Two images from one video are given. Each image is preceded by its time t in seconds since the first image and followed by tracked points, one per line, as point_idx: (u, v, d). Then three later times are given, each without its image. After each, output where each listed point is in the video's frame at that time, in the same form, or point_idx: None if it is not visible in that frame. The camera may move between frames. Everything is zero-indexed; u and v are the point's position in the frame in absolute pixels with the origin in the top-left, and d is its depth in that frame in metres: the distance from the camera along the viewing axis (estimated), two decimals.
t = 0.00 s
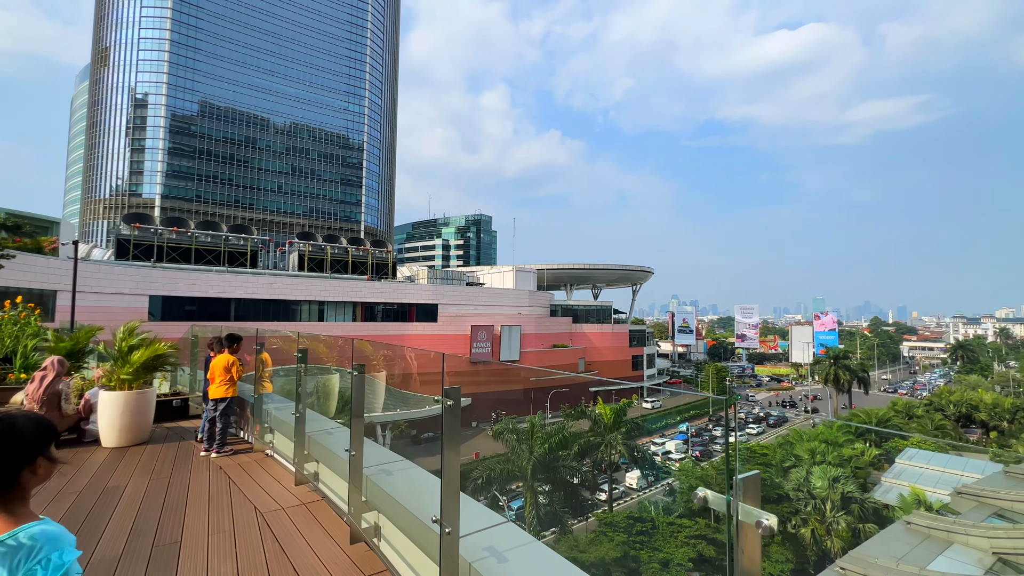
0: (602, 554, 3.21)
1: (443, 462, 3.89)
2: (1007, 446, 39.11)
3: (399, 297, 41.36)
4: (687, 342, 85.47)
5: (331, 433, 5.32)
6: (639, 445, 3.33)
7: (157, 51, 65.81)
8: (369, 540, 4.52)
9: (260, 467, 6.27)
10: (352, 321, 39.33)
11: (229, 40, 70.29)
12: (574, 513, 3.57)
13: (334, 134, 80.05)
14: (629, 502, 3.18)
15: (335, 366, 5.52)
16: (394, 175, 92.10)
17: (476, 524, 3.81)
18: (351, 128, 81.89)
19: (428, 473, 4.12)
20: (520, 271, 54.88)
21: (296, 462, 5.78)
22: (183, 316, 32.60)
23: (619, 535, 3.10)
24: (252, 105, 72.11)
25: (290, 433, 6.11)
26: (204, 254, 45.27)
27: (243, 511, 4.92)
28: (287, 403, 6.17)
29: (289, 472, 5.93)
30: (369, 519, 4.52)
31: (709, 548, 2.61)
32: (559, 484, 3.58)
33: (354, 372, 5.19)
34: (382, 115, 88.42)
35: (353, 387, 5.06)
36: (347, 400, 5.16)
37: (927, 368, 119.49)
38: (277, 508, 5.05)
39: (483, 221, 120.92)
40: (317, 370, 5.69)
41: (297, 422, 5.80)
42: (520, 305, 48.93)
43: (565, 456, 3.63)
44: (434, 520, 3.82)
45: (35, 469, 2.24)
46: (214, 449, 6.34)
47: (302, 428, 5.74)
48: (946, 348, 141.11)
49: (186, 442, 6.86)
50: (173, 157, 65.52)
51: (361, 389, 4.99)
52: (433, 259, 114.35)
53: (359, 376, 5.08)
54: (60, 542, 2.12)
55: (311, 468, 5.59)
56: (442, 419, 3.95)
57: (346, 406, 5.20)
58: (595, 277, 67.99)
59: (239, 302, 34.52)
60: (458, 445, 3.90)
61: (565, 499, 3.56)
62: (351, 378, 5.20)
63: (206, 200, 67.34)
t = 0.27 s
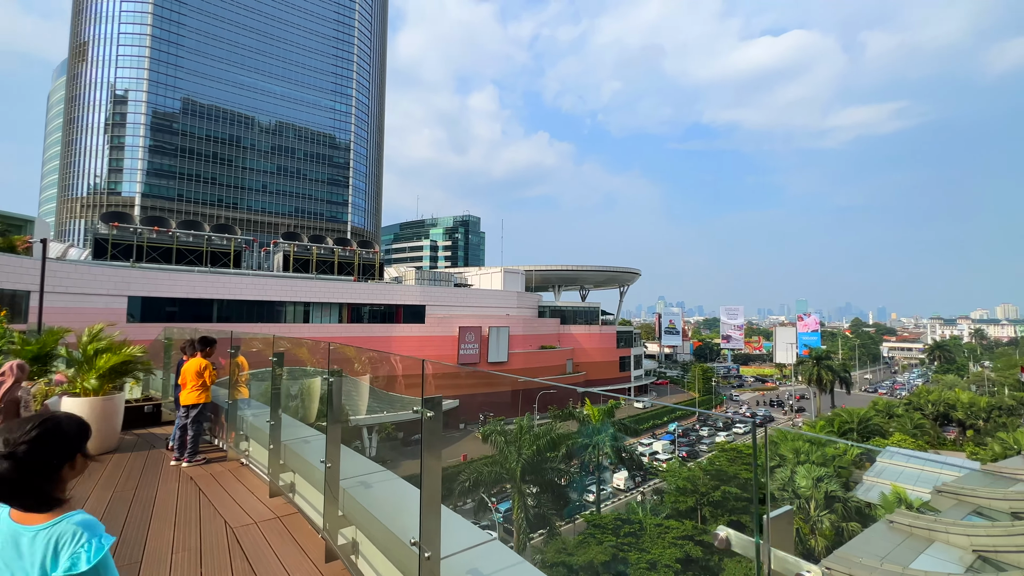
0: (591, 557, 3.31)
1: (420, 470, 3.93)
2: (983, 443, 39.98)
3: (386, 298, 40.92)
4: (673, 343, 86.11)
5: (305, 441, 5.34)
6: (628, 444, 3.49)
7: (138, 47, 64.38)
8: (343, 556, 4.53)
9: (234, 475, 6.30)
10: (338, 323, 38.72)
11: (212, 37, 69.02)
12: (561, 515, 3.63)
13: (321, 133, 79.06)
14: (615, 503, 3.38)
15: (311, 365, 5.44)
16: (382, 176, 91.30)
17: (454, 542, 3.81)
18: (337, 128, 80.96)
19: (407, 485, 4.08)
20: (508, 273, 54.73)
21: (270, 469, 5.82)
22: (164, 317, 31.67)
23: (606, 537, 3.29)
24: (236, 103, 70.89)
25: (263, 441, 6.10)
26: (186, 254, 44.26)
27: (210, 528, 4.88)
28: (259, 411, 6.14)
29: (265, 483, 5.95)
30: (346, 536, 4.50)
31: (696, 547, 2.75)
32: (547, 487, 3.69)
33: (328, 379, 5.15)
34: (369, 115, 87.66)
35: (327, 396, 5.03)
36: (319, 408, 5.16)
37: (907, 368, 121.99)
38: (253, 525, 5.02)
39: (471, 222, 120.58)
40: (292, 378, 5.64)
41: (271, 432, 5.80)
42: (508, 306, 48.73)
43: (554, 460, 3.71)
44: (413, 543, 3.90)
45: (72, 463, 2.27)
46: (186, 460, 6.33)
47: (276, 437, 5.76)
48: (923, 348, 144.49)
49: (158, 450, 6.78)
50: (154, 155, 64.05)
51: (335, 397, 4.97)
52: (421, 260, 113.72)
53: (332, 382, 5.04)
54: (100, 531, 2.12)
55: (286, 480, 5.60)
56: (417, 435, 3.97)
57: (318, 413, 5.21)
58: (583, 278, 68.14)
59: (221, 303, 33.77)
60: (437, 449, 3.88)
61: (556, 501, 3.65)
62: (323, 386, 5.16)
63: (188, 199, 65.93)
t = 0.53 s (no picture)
0: (579, 559, 3.74)
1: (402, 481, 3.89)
2: (962, 441, 40.82)
3: (374, 299, 40.48)
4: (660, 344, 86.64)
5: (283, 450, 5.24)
6: (617, 449, 3.82)
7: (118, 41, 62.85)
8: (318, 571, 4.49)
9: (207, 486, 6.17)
10: (325, 324, 38.15)
11: (195, 33, 67.76)
12: (549, 516, 4.00)
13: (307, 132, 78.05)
14: (602, 506, 3.80)
15: (290, 364, 5.29)
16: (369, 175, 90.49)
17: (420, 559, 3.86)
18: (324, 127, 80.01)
19: (390, 499, 4.01)
20: (496, 274, 54.52)
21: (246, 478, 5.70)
22: (144, 318, 30.84)
23: (592, 540, 3.75)
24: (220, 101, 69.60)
25: (239, 450, 5.95)
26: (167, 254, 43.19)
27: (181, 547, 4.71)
28: (234, 419, 5.99)
29: (239, 494, 5.82)
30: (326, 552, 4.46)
31: (682, 549, 3.22)
32: (534, 489, 4.12)
33: (306, 387, 5.03)
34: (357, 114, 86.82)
35: (304, 404, 4.90)
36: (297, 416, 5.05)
37: (887, 368, 124.33)
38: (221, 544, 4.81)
39: (460, 223, 120.15)
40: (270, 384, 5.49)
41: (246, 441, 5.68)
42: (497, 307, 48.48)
43: (538, 465, 4.13)
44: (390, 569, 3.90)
45: (91, 448, 2.57)
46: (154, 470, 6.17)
47: (252, 446, 5.64)
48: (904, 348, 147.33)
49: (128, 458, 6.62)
50: (135, 153, 62.49)
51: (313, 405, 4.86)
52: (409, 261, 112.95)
53: (311, 390, 4.92)
54: (125, 500, 2.44)
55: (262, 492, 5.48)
56: (401, 449, 3.93)
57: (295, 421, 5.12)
58: (572, 279, 68.20)
59: (204, 304, 33.04)
60: (420, 456, 3.90)
61: (540, 502, 4.06)
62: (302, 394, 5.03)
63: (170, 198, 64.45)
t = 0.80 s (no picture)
0: (570, 562, 3.58)
1: (380, 487, 4.07)
2: (940, 439, 41.68)
3: (361, 300, 40.01)
4: (648, 345, 87.11)
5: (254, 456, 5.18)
6: (606, 447, 3.60)
7: (98, 35, 61.31)
8: None
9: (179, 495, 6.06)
10: (311, 325, 37.56)
11: (178, 28, 66.52)
12: (540, 518, 3.94)
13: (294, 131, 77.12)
14: (592, 506, 3.66)
15: (268, 366, 5.15)
16: (357, 175, 89.62)
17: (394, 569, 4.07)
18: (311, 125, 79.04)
19: (369, 509, 4.18)
20: (485, 275, 54.33)
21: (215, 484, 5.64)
22: (123, 319, 30.02)
23: (581, 541, 3.59)
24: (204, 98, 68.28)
25: (210, 456, 5.85)
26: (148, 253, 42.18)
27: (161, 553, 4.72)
28: (204, 425, 5.88)
29: (211, 504, 5.74)
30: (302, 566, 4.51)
31: (671, 549, 3.12)
32: (525, 490, 4.04)
33: (281, 391, 5.00)
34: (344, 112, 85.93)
35: (281, 410, 4.88)
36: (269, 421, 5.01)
37: (869, 368, 126.60)
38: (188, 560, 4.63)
39: (448, 224, 119.71)
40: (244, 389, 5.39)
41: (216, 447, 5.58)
42: (485, 308, 48.22)
43: (532, 462, 4.01)
44: None
45: (106, 447, 2.75)
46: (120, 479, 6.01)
47: (223, 454, 5.56)
48: (884, 348, 150.22)
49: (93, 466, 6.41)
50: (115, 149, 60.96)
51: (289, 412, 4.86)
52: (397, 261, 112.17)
53: (289, 395, 4.87)
54: (133, 500, 2.58)
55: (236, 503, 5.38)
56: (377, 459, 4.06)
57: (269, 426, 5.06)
58: (561, 280, 68.24)
59: (186, 304, 32.33)
60: (401, 462, 4.06)
61: (531, 502, 4.00)
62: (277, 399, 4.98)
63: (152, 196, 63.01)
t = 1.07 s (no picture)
0: (557, 565, 3.36)
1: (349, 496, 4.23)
2: (920, 437, 42.56)
3: (348, 300, 39.49)
4: (636, 345, 87.58)
5: (218, 463, 5.24)
6: (592, 446, 3.25)
7: (76, 29, 59.59)
8: None
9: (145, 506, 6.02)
10: (297, 325, 36.98)
11: (161, 23, 65.10)
12: (528, 519, 3.58)
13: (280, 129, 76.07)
14: (580, 507, 3.38)
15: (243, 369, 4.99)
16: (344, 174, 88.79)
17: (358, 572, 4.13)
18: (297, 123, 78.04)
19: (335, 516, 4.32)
20: (474, 275, 54.11)
21: (181, 490, 5.72)
22: (101, 319, 29.21)
23: (569, 544, 3.38)
24: (187, 94, 66.91)
25: (177, 462, 5.87)
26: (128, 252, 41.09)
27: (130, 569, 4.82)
28: (170, 431, 5.89)
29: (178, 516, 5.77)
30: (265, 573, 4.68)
31: (660, 549, 3.00)
32: (513, 492, 3.66)
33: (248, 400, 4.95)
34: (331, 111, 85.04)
35: (251, 421, 4.85)
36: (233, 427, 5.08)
37: (851, 368, 129.02)
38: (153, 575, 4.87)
39: (437, 224, 119.21)
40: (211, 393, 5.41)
41: (182, 453, 5.63)
42: (474, 308, 48.00)
43: (520, 462, 3.62)
44: None
45: (107, 438, 2.80)
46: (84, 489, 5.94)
47: (190, 460, 5.60)
48: (866, 348, 153.19)
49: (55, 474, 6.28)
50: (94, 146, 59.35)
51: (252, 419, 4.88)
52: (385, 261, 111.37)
53: (265, 400, 4.78)
54: (120, 498, 2.61)
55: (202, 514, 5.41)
56: (348, 468, 4.25)
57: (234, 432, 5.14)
58: (549, 281, 68.26)
59: (167, 305, 31.54)
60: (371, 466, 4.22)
61: (519, 505, 3.62)
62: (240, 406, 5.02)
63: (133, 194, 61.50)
